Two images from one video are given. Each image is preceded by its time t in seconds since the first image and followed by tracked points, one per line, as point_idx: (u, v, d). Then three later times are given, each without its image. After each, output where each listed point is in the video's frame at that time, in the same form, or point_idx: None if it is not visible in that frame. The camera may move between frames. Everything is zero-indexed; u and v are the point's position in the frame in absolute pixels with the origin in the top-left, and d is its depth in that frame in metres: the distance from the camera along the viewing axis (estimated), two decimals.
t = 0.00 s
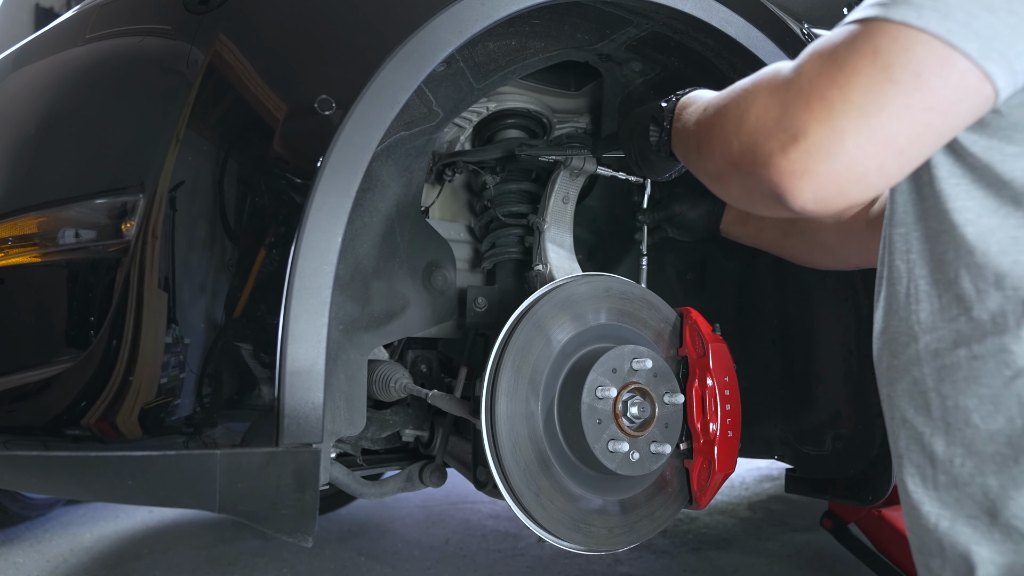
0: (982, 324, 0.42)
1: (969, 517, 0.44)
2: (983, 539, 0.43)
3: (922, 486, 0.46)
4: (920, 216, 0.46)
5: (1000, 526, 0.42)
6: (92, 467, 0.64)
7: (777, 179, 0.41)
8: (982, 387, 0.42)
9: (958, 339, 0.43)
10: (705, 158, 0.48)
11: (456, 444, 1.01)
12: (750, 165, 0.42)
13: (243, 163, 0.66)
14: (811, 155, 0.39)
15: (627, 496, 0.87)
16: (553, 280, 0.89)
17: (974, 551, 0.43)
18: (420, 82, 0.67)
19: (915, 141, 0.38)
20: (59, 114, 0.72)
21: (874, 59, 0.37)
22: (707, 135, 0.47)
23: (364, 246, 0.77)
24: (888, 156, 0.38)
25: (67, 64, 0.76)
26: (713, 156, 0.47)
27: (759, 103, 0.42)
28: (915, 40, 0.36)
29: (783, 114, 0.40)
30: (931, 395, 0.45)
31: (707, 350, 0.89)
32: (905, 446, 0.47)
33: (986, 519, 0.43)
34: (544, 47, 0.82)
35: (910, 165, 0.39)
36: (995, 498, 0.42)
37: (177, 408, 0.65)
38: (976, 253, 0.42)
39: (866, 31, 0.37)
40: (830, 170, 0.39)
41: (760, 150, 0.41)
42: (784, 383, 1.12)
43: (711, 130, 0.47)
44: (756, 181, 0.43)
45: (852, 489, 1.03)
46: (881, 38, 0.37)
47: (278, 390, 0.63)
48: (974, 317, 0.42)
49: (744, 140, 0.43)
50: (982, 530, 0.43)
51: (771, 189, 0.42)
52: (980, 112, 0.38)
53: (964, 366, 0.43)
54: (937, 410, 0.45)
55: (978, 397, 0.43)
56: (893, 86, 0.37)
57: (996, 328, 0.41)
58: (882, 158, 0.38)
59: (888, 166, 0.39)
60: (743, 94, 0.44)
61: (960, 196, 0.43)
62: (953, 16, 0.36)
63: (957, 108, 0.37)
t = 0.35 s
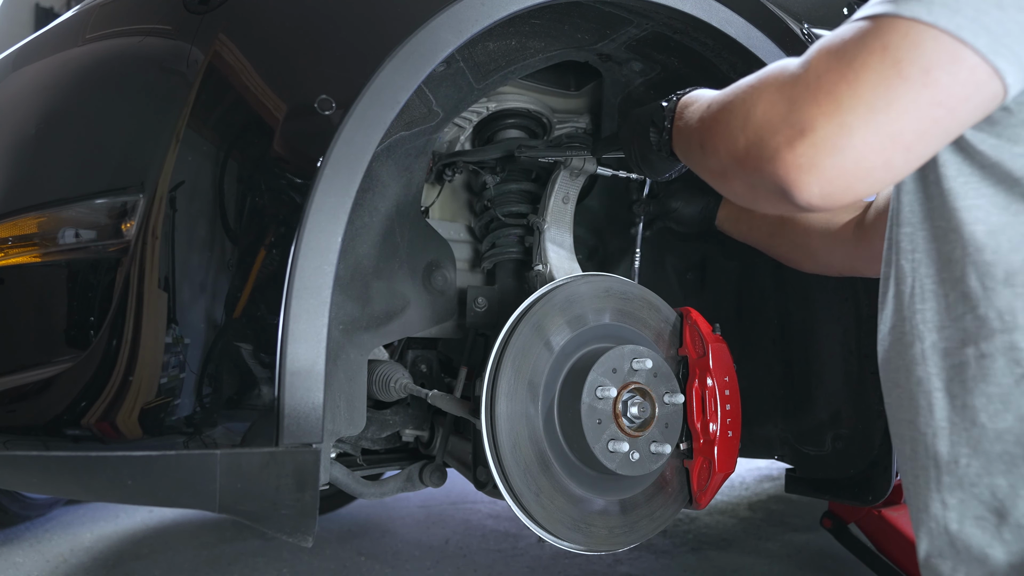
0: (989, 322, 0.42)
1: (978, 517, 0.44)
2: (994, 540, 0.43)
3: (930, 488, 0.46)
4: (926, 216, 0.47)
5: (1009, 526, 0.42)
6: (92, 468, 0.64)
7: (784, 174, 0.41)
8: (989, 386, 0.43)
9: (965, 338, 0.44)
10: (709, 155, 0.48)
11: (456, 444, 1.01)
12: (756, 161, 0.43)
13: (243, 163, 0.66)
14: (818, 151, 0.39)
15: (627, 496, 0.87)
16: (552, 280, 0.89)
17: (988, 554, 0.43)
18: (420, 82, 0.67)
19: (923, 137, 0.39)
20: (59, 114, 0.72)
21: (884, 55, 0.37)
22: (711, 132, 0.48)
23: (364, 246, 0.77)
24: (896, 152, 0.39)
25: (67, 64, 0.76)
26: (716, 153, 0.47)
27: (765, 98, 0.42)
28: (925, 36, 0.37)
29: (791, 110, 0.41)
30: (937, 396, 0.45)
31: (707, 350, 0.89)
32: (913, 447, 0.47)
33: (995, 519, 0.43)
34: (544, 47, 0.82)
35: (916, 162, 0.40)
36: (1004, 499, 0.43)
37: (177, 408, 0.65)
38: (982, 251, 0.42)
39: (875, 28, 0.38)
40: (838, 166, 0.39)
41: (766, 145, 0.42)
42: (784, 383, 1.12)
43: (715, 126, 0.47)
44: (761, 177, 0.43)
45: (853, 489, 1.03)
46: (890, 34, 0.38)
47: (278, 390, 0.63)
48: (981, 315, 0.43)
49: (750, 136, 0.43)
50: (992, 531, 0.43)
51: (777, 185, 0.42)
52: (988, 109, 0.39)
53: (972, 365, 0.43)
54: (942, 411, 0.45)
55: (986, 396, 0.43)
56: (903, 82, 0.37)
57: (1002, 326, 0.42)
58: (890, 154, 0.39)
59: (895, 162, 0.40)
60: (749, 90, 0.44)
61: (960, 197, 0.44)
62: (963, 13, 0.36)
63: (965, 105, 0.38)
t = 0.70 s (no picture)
0: (988, 317, 0.43)
1: (975, 513, 0.44)
2: (989, 536, 0.44)
3: (925, 484, 0.46)
4: (923, 210, 0.47)
5: (1006, 522, 0.43)
6: (92, 468, 0.64)
7: (788, 168, 0.41)
8: (988, 382, 0.43)
9: (960, 334, 0.44)
10: (707, 151, 0.48)
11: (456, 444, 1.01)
12: (758, 156, 0.43)
13: (243, 163, 0.66)
14: (823, 144, 0.39)
15: (627, 496, 0.87)
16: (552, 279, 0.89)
17: (981, 550, 0.44)
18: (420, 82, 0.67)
19: (928, 131, 0.39)
20: (59, 113, 0.72)
21: (890, 48, 0.38)
22: (709, 127, 0.47)
23: (364, 246, 0.77)
24: (901, 146, 0.39)
25: (67, 64, 0.76)
26: (715, 150, 0.47)
27: (767, 93, 0.42)
28: (932, 30, 0.37)
29: (794, 104, 0.41)
30: (933, 391, 0.45)
31: (707, 350, 0.89)
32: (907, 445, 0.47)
33: (992, 515, 0.44)
34: (544, 47, 0.82)
35: (920, 156, 0.40)
36: (1004, 494, 0.43)
37: (177, 408, 0.65)
38: (983, 247, 0.43)
39: (880, 21, 0.38)
40: (842, 159, 0.40)
41: (769, 140, 0.42)
42: (784, 382, 1.12)
43: (713, 122, 0.47)
44: (763, 171, 0.43)
45: (852, 488, 1.03)
46: (896, 27, 0.38)
47: (278, 390, 0.63)
48: (979, 311, 0.43)
49: (752, 131, 0.43)
50: (988, 527, 0.44)
51: (779, 180, 0.42)
52: (993, 103, 0.39)
53: (967, 361, 0.44)
54: (939, 407, 0.45)
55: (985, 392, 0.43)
56: (909, 76, 0.37)
57: (1001, 322, 0.42)
58: (894, 148, 0.39)
59: (900, 157, 0.40)
60: (749, 85, 0.44)
61: (959, 194, 0.44)
62: (971, 5, 0.37)
63: (971, 99, 0.38)
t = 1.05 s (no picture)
0: (990, 319, 0.42)
1: (977, 516, 0.44)
2: (993, 538, 0.43)
3: (928, 486, 0.46)
4: (927, 212, 0.46)
5: (1010, 524, 0.43)
6: (92, 468, 0.64)
7: (786, 167, 0.41)
8: (990, 383, 0.43)
9: (963, 336, 0.44)
10: (706, 151, 0.48)
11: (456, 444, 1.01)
12: (756, 155, 0.43)
13: (243, 163, 0.66)
14: (820, 143, 0.39)
15: (627, 496, 0.87)
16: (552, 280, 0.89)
17: (987, 553, 0.43)
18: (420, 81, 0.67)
19: (926, 131, 0.39)
20: (59, 113, 0.72)
21: (887, 47, 0.38)
22: (709, 127, 0.47)
23: (364, 246, 0.77)
24: (899, 147, 0.39)
25: (67, 64, 0.76)
26: (714, 150, 0.47)
27: (765, 93, 0.42)
28: (929, 29, 0.37)
29: (791, 103, 0.41)
30: (938, 393, 0.45)
31: (707, 350, 0.89)
32: (911, 445, 0.47)
33: (996, 517, 0.43)
34: (544, 47, 0.82)
35: (918, 157, 0.40)
36: (1007, 496, 0.43)
37: (177, 408, 0.65)
38: (983, 248, 0.42)
39: (878, 21, 0.38)
40: (839, 158, 0.40)
41: (767, 140, 0.42)
42: (784, 383, 1.12)
43: (712, 122, 0.47)
44: (761, 170, 0.43)
45: (852, 488, 1.03)
46: (893, 27, 0.38)
47: (278, 390, 0.63)
48: (979, 312, 0.43)
49: (750, 130, 0.43)
50: (992, 530, 0.43)
51: (778, 179, 0.42)
52: (991, 103, 0.39)
53: (970, 362, 0.43)
54: (944, 409, 0.45)
55: (986, 394, 0.43)
56: (906, 75, 0.37)
57: (1003, 323, 0.42)
58: (892, 147, 0.39)
59: (897, 157, 0.40)
60: (748, 85, 0.44)
61: (959, 195, 0.44)
62: (968, 5, 0.36)
63: (969, 99, 0.38)
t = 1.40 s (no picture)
0: (998, 324, 0.43)
1: (987, 523, 0.44)
2: (1004, 545, 0.44)
3: (935, 492, 0.46)
4: (930, 215, 0.47)
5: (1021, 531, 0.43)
6: (92, 468, 0.64)
7: (786, 171, 0.41)
8: (999, 390, 0.43)
9: (974, 341, 0.44)
10: (705, 155, 0.48)
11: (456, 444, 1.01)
12: (756, 158, 0.43)
13: (243, 162, 0.66)
14: (822, 147, 0.40)
15: (627, 496, 0.87)
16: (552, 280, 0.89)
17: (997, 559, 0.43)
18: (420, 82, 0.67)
19: (927, 134, 0.39)
20: (60, 113, 0.72)
21: (889, 50, 0.38)
22: (707, 129, 0.47)
23: (364, 246, 0.77)
24: (900, 149, 0.39)
25: (67, 64, 0.76)
26: (713, 153, 0.47)
27: (765, 96, 0.42)
28: (931, 32, 0.37)
29: (792, 107, 0.41)
30: (945, 399, 0.45)
31: (707, 350, 0.89)
32: (916, 448, 0.47)
33: (1006, 524, 0.44)
34: (544, 47, 0.82)
35: (920, 159, 0.40)
36: (1016, 503, 0.43)
37: (177, 408, 0.65)
38: (990, 252, 0.43)
39: (879, 24, 0.38)
40: (841, 162, 0.40)
41: (768, 142, 0.42)
42: (785, 383, 1.12)
43: (711, 125, 0.47)
44: (762, 174, 0.43)
45: (852, 488, 1.03)
46: (895, 30, 0.38)
47: (278, 390, 0.63)
48: (989, 318, 0.43)
49: (751, 134, 0.43)
50: (1003, 536, 0.44)
51: (778, 182, 0.42)
52: (992, 106, 0.39)
53: (980, 368, 0.44)
54: (949, 413, 0.45)
55: (996, 400, 0.43)
56: (908, 78, 0.37)
57: (1012, 329, 0.42)
58: (893, 150, 0.39)
59: (899, 159, 0.40)
60: (747, 88, 0.44)
61: (964, 199, 0.44)
62: (969, 6, 0.37)
63: (970, 101, 0.38)
